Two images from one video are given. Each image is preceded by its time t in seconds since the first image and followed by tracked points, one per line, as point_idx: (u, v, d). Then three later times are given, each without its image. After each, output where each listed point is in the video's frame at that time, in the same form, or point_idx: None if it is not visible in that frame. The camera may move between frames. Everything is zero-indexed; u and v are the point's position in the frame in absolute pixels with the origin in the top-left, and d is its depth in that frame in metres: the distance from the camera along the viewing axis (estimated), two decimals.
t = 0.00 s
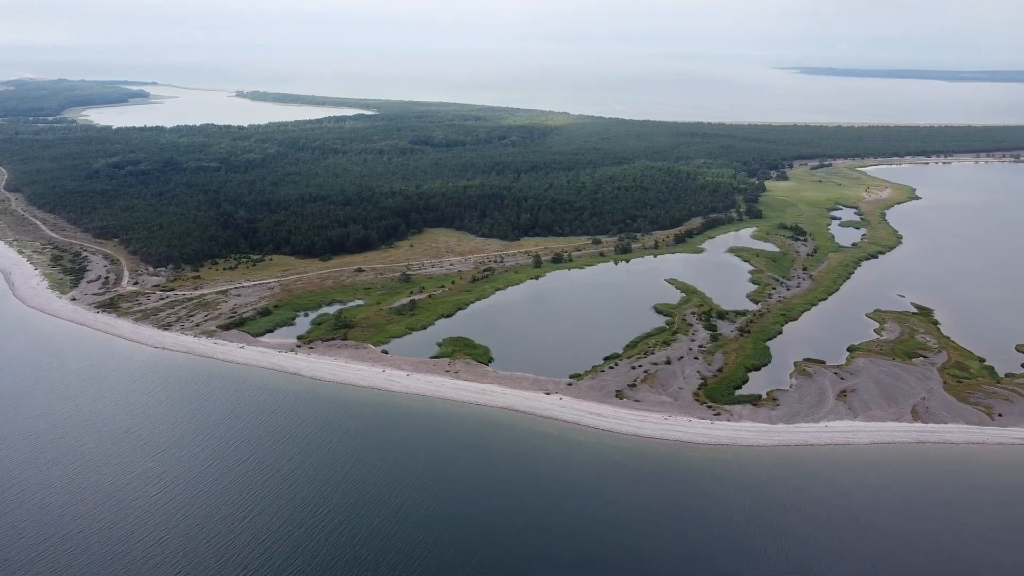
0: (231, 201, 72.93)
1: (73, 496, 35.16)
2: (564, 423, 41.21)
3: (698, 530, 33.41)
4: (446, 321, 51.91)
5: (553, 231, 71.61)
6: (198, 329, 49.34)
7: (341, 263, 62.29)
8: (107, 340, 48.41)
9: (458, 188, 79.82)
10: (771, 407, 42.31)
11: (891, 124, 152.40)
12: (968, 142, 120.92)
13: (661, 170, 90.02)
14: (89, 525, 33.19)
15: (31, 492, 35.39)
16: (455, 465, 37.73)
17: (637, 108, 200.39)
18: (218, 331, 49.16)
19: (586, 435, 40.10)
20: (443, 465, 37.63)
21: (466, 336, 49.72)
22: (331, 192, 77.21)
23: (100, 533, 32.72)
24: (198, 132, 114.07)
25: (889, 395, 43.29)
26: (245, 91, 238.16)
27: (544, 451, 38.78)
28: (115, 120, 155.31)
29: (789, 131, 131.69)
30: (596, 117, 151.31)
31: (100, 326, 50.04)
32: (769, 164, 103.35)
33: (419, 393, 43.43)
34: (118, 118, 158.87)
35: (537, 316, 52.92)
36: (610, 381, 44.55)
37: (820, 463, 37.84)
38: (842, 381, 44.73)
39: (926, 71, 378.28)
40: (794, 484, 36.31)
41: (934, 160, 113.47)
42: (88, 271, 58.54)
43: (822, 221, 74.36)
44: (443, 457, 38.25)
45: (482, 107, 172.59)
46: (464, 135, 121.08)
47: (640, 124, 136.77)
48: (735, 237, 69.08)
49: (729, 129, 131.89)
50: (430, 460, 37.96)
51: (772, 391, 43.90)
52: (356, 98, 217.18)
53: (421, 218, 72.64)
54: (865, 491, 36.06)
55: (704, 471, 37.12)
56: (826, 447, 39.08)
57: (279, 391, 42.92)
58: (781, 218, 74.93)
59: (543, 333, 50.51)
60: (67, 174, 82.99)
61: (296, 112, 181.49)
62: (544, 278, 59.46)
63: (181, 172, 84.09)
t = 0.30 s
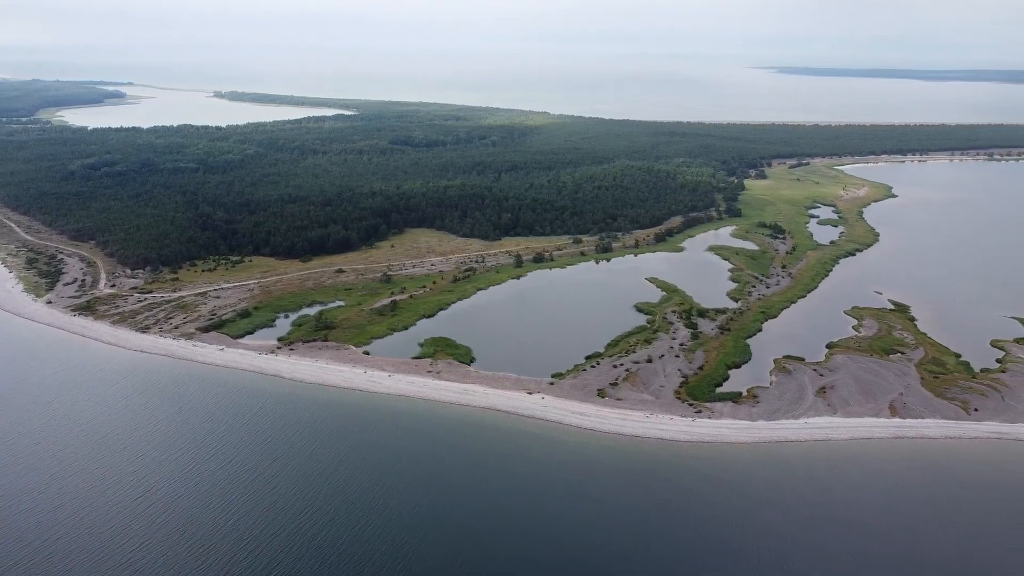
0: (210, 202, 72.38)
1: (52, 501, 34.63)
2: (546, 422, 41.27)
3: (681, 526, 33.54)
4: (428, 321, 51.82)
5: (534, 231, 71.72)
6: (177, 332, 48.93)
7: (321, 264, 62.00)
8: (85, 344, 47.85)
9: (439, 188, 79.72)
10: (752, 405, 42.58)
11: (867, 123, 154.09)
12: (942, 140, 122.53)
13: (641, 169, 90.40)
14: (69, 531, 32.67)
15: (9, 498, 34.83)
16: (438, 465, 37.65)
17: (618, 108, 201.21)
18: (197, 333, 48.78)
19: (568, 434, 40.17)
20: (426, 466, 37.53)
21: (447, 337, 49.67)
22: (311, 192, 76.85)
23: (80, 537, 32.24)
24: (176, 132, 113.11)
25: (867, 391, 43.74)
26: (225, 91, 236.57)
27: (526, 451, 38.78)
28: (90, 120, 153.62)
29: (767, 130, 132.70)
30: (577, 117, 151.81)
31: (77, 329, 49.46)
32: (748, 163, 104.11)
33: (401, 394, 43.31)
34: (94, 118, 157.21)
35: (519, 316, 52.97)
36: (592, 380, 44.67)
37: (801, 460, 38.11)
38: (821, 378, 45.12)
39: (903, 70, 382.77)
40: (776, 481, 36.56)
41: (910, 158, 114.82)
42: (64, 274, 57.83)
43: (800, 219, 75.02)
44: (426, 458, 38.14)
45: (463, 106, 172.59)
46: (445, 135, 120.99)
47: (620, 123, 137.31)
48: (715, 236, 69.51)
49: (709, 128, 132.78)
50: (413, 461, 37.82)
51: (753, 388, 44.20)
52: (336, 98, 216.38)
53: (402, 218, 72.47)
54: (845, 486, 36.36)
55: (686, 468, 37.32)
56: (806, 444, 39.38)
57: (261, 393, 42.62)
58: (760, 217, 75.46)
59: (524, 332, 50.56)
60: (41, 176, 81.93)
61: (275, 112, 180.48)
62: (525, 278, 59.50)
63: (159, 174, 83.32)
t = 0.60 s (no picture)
0: (188, 204, 71.78)
1: (29, 507, 34.03)
2: (528, 422, 41.30)
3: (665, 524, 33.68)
4: (409, 322, 51.70)
5: (515, 230, 71.81)
6: (155, 335, 48.46)
7: (301, 265, 61.70)
8: (62, 348, 47.23)
9: (419, 188, 79.56)
10: (732, 402, 42.86)
11: (844, 122, 155.60)
12: (917, 139, 124.06)
13: (621, 168, 90.74)
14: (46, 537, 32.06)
15: None
16: (421, 467, 37.52)
17: (597, 108, 202.07)
18: (175, 336, 48.32)
19: (549, 433, 40.22)
20: (409, 467, 37.39)
21: (429, 337, 49.56)
22: (291, 193, 76.44)
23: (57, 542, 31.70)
24: (154, 133, 112.04)
25: (846, 387, 44.17)
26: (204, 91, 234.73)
27: (509, 451, 38.76)
28: (65, 121, 151.80)
29: (746, 129, 133.67)
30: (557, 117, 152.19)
31: (53, 333, 48.83)
32: (727, 162, 104.85)
33: (383, 396, 43.15)
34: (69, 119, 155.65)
35: (500, 316, 52.99)
36: (574, 380, 44.76)
37: (782, 456, 38.36)
38: (801, 375, 45.51)
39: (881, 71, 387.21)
40: (758, 477, 36.80)
41: (886, 156, 116.13)
42: (40, 277, 57.07)
43: (779, 218, 75.64)
44: (409, 459, 38.00)
45: (444, 107, 172.50)
46: (425, 135, 120.82)
47: (600, 123, 137.78)
48: (695, 235, 69.93)
49: (688, 127, 133.57)
50: (396, 463, 37.68)
51: (734, 386, 44.49)
52: (316, 99, 215.61)
53: (382, 219, 72.28)
54: (826, 482, 36.62)
55: (668, 466, 37.47)
56: (787, 440, 39.68)
57: (242, 396, 42.27)
58: (740, 216, 75.99)
59: (505, 332, 50.57)
60: (15, 178, 80.84)
61: (254, 113, 179.42)
62: (507, 278, 59.53)
63: (135, 175, 82.48)
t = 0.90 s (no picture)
0: (165, 205, 71.11)
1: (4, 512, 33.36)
2: (509, 421, 41.34)
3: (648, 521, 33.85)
4: (390, 322, 51.59)
5: (496, 230, 71.87)
6: (133, 337, 47.98)
7: (281, 266, 61.37)
8: (37, 352, 46.58)
9: (399, 189, 79.34)
10: (713, 400, 43.15)
11: (820, 121, 157.25)
12: (892, 138, 125.65)
13: (601, 168, 91.05)
14: (23, 542, 31.46)
15: None
16: (403, 468, 37.42)
17: (578, 108, 202.64)
18: (153, 339, 47.88)
19: (531, 432, 40.30)
20: (391, 468, 37.31)
21: (410, 338, 49.46)
22: (270, 194, 75.96)
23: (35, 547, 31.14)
24: (131, 134, 110.77)
25: (825, 384, 44.60)
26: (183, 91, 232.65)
27: (491, 451, 38.77)
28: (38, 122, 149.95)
29: (725, 128, 134.60)
30: (537, 117, 152.48)
31: (29, 337, 48.17)
32: (706, 161, 105.49)
33: (365, 397, 43.01)
34: (42, 120, 153.60)
35: (481, 316, 52.98)
36: (555, 379, 44.86)
37: (762, 453, 38.63)
38: (781, 372, 45.89)
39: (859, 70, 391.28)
40: (739, 473, 37.08)
41: (863, 155, 117.50)
42: (14, 280, 56.23)
43: (758, 216, 76.26)
44: (392, 460, 37.90)
45: (424, 106, 172.25)
46: (405, 135, 120.55)
47: (580, 122, 138.20)
48: (675, 233, 70.34)
49: (667, 127, 134.31)
50: (379, 464, 37.55)
51: (714, 384, 44.78)
52: (295, 99, 214.43)
53: (363, 219, 72.03)
54: (806, 477, 36.98)
55: (649, 464, 37.63)
56: (767, 437, 39.99)
57: (222, 399, 41.93)
58: (719, 214, 76.54)
59: (486, 332, 50.58)
60: None
61: (232, 113, 178.17)
62: (488, 277, 59.55)
63: (112, 177, 81.49)
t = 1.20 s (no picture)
0: (141, 207, 70.40)
1: None
2: (491, 421, 41.35)
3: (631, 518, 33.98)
4: (370, 323, 51.42)
5: (476, 230, 71.89)
6: (110, 341, 47.47)
7: (260, 268, 60.98)
8: (12, 357, 45.93)
9: (379, 189, 79.12)
10: (693, 397, 43.40)
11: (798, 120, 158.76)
12: (868, 136, 127.15)
13: (581, 167, 91.33)
14: None
15: None
16: (386, 469, 37.31)
17: (557, 108, 203.22)
18: (130, 342, 47.41)
19: (513, 432, 40.32)
20: (373, 469, 37.19)
21: (391, 338, 49.32)
22: (248, 195, 75.45)
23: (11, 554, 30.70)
24: (106, 135, 109.51)
25: (804, 380, 45.01)
26: (159, 91, 230.56)
27: (473, 451, 38.75)
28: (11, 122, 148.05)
29: (704, 128, 135.53)
30: (517, 117, 152.69)
31: (3, 342, 47.50)
32: (686, 160, 106.15)
33: (346, 398, 42.82)
34: (15, 121, 151.52)
35: (462, 316, 52.95)
36: (536, 378, 44.91)
37: (743, 450, 38.88)
38: (760, 369, 46.25)
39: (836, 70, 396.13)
40: (720, 470, 37.33)
41: (840, 153, 118.74)
42: None
43: (737, 215, 76.84)
44: (374, 462, 37.76)
45: (403, 106, 172.00)
46: (384, 135, 120.25)
47: (560, 122, 138.58)
48: (655, 232, 70.71)
49: (646, 126, 135.03)
50: (361, 466, 37.41)
51: (695, 381, 45.04)
52: (273, 99, 213.30)
53: (342, 220, 71.76)
54: (787, 473, 37.29)
55: (632, 462, 37.78)
56: (748, 434, 40.27)
57: (201, 402, 41.59)
58: (698, 213, 77.03)
59: (467, 332, 50.57)
60: None
61: (210, 113, 176.88)
62: (468, 277, 59.53)
63: (87, 178, 80.59)
